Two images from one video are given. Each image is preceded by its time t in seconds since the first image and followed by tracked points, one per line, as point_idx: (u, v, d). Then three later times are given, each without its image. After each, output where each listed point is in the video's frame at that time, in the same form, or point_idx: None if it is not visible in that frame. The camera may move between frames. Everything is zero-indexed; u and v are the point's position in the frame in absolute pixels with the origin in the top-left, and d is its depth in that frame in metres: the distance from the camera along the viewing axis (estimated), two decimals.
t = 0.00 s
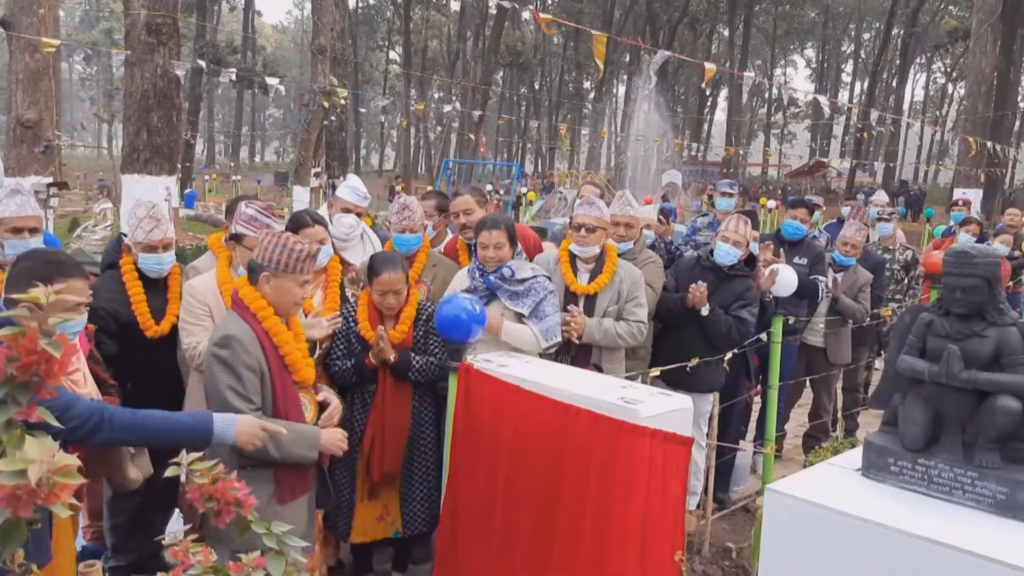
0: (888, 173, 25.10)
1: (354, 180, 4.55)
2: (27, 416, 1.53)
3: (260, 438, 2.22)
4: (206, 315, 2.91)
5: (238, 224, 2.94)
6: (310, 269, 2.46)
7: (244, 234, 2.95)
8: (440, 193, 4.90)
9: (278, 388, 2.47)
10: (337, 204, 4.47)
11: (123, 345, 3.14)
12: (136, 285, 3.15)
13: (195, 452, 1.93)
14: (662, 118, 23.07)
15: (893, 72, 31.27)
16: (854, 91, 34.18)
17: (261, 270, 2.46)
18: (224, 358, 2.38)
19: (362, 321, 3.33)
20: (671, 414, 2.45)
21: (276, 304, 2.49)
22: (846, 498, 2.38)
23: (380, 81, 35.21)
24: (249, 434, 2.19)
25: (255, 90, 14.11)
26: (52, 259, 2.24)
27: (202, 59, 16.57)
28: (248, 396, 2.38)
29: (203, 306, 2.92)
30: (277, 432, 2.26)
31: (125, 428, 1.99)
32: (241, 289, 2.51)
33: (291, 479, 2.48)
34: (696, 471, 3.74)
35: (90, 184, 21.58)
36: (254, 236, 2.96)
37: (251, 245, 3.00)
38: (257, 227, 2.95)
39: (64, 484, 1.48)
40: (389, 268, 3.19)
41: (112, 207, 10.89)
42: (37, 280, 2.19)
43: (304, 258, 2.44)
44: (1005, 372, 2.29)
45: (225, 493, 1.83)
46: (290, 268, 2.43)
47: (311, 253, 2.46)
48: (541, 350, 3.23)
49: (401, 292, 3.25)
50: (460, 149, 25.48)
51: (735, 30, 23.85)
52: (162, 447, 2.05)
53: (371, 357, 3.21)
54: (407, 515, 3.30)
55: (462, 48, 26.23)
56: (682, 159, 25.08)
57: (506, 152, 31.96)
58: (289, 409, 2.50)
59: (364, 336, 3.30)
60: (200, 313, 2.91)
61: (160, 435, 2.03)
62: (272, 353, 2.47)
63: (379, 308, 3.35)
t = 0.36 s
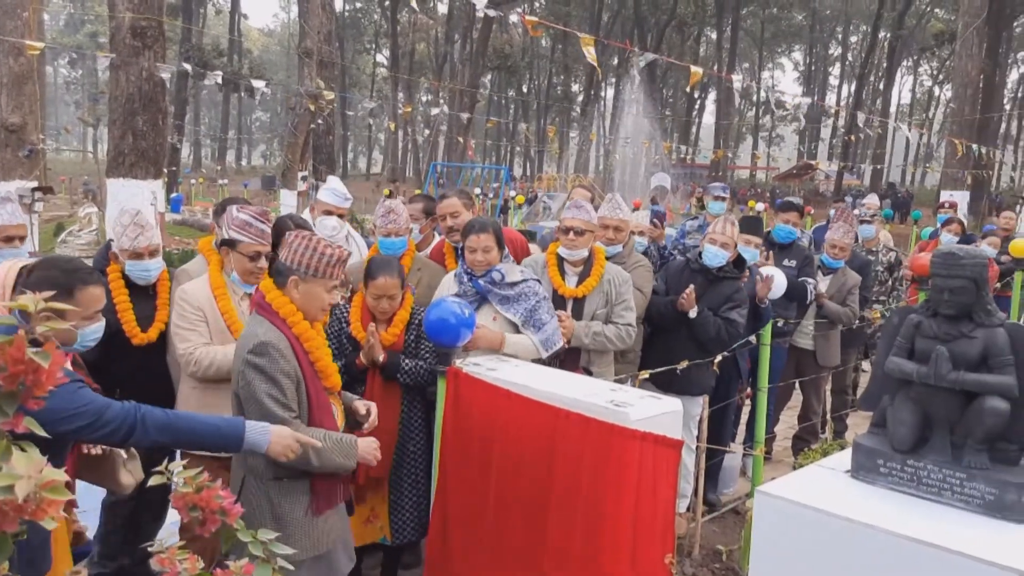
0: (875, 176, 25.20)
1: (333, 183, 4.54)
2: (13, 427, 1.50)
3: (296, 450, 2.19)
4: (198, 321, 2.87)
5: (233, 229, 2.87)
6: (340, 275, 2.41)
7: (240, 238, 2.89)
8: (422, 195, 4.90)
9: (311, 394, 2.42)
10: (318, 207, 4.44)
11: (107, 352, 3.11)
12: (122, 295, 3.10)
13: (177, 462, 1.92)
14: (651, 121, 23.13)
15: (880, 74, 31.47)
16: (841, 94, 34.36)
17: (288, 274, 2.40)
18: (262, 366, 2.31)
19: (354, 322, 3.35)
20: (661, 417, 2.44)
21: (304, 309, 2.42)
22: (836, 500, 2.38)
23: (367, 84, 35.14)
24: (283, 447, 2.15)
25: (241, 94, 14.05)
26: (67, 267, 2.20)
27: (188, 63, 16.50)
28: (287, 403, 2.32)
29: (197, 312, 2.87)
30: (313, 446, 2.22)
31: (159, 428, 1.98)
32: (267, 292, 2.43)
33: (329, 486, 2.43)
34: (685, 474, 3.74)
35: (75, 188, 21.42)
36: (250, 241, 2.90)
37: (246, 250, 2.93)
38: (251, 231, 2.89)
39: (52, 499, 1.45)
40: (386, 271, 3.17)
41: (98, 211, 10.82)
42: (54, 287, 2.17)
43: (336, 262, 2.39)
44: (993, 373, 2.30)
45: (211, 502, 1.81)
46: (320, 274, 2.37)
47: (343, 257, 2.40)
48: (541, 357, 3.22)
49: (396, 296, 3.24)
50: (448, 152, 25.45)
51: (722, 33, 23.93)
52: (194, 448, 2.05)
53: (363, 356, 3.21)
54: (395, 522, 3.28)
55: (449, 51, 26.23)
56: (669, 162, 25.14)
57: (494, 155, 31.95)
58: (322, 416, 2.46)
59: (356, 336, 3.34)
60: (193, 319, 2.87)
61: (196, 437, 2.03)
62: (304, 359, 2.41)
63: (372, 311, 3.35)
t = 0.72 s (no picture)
0: (836, 177, 25.59)
1: (278, 182, 4.48)
2: None
3: (269, 466, 2.10)
4: (157, 328, 2.78)
5: (183, 234, 2.82)
6: (326, 282, 2.36)
7: (190, 243, 2.83)
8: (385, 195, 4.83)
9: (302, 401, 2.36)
10: (266, 208, 4.42)
11: (76, 363, 2.99)
12: (86, 300, 2.98)
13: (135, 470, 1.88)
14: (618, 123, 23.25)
15: (841, 78, 31.97)
16: (803, 97, 34.85)
17: (274, 282, 2.34)
18: (260, 375, 2.23)
19: (321, 325, 3.28)
20: (627, 418, 2.43)
21: (293, 316, 2.36)
22: (801, 498, 2.39)
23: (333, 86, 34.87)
24: (257, 460, 2.08)
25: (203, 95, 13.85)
26: (33, 276, 2.14)
27: (149, 63, 16.23)
28: (284, 410, 2.25)
29: (160, 322, 2.79)
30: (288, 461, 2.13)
31: (131, 442, 1.98)
32: (254, 299, 2.36)
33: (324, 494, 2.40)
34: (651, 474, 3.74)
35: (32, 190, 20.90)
36: (202, 245, 2.84)
37: (198, 255, 2.86)
38: (202, 235, 2.84)
39: None
40: (352, 270, 3.16)
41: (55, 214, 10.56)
42: (22, 300, 2.12)
43: (324, 271, 2.34)
44: (951, 371, 2.33)
45: (169, 509, 1.76)
46: (307, 280, 2.32)
47: (331, 265, 2.36)
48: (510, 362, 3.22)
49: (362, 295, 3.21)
50: (414, 154, 25.31)
51: (687, 35, 24.11)
52: (164, 463, 2.03)
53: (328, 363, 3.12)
54: (365, 528, 3.24)
55: (415, 52, 26.09)
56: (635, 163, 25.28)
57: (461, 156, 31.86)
58: (315, 425, 2.39)
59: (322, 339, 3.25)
60: (155, 327, 2.78)
61: (169, 452, 2.01)
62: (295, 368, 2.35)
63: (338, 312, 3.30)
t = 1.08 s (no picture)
0: (785, 182, 26.10)
1: (226, 184, 4.39)
2: None
3: (194, 494, 2.10)
4: (99, 335, 2.58)
5: (119, 238, 2.69)
6: (309, 285, 2.30)
7: (128, 247, 2.71)
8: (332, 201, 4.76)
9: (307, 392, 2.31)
10: (212, 207, 4.30)
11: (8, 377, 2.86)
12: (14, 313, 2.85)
13: (66, 478, 1.80)
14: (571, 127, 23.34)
15: (789, 84, 32.65)
16: (753, 102, 35.48)
17: (258, 285, 2.26)
18: (264, 378, 2.18)
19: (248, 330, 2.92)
20: (580, 420, 2.42)
21: (278, 318, 2.29)
22: (751, 498, 2.41)
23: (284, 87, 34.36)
24: (181, 490, 2.06)
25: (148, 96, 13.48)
26: None
27: (92, 64, 15.77)
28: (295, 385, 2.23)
29: (105, 327, 2.59)
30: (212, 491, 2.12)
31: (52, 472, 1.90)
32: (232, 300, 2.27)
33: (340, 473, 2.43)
34: (605, 476, 3.73)
35: None
36: (141, 249, 2.73)
37: (137, 260, 2.74)
38: (140, 239, 2.72)
39: None
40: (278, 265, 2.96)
41: None
42: None
43: (307, 272, 2.27)
44: (895, 370, 2.37)
45: (100, 518, 1.68)
46: (291, 283, 2.26)
47: (313, 266, 2.29)
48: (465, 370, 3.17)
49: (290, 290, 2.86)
50: (367, 157, 25.06)
51: (639, 41, 24.34)
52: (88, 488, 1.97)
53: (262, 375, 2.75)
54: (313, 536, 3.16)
55: (367, 54, 25.85)
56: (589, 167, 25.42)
57: (416, 159, 31.67)
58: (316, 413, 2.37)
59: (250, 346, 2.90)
60: (100, 336, 2.58)
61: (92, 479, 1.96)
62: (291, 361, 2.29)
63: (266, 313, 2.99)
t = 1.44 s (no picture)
0: (759, 184, 26.31)
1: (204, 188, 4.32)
2: None
3: (155, 516, 2.10)
4: (71, 340, 2.51)
5: (97, 243, 2.59)
6: (299, 290, 2.30)
7: (107, 252, 2.61)
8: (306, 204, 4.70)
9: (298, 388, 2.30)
10: (191, 210, 4.26)
11: None
12: None
13: (41, 488, 1.76)
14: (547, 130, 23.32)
15: (762, 87, 32.93)
16: (727, 104, 35.75)
17: (251, 290, 2.24)
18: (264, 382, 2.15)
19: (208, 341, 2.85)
20: (559, 422, 2.40)
21: (271, 321, 2.28)
22: (732, 498, 2.41)
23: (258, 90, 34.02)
24: (144, 511, 2.06)
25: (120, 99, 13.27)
26: None
27: (61, 66, 15.51)
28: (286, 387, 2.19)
29: (80, 332, 2.53)
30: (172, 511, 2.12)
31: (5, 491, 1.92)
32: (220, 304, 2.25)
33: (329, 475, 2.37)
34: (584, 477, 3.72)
35: None
36: (120, 254, 2.64)
37: (116, 265, 2.65)
38: (120, 244, 2.63)
39: None
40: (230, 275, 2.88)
41: None
42: None
43: (298, 274, 2.27)
44: (872, 369, 2.39)
45: (78, 528, 1.64)
46: (284, 286, 2.25)
47: (303, 269, 2.28)
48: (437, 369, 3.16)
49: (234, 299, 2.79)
50: (342, 160, 24.89)
51: (614, 43, 24.39)
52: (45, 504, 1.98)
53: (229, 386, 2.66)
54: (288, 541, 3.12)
55: (342, 56, 25.67)
56: (565, 170, 25.44)
57: (391, 162, 31.50)
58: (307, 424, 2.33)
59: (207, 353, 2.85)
60: (73, 340, 2.52)
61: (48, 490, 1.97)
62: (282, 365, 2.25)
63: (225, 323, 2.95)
